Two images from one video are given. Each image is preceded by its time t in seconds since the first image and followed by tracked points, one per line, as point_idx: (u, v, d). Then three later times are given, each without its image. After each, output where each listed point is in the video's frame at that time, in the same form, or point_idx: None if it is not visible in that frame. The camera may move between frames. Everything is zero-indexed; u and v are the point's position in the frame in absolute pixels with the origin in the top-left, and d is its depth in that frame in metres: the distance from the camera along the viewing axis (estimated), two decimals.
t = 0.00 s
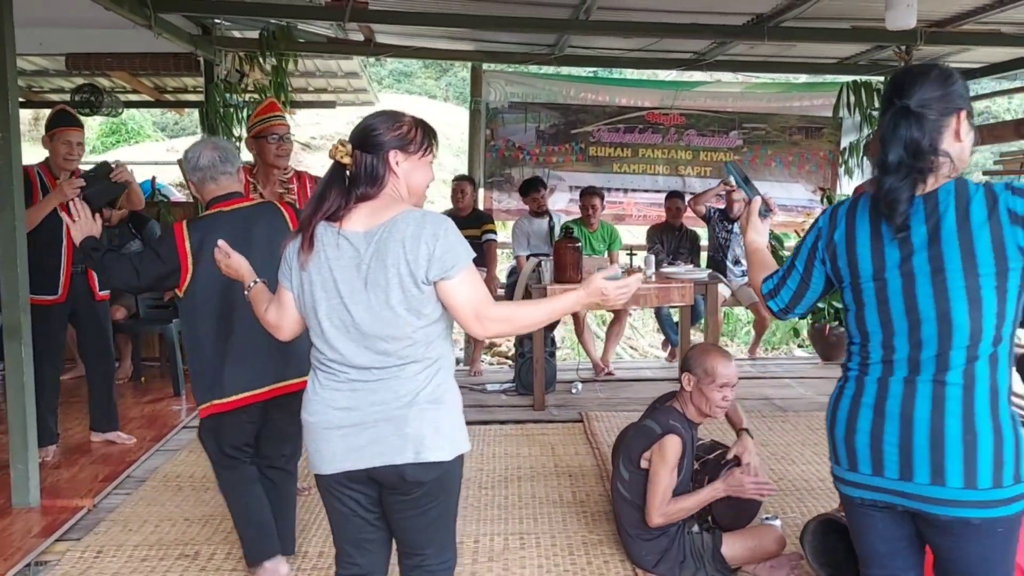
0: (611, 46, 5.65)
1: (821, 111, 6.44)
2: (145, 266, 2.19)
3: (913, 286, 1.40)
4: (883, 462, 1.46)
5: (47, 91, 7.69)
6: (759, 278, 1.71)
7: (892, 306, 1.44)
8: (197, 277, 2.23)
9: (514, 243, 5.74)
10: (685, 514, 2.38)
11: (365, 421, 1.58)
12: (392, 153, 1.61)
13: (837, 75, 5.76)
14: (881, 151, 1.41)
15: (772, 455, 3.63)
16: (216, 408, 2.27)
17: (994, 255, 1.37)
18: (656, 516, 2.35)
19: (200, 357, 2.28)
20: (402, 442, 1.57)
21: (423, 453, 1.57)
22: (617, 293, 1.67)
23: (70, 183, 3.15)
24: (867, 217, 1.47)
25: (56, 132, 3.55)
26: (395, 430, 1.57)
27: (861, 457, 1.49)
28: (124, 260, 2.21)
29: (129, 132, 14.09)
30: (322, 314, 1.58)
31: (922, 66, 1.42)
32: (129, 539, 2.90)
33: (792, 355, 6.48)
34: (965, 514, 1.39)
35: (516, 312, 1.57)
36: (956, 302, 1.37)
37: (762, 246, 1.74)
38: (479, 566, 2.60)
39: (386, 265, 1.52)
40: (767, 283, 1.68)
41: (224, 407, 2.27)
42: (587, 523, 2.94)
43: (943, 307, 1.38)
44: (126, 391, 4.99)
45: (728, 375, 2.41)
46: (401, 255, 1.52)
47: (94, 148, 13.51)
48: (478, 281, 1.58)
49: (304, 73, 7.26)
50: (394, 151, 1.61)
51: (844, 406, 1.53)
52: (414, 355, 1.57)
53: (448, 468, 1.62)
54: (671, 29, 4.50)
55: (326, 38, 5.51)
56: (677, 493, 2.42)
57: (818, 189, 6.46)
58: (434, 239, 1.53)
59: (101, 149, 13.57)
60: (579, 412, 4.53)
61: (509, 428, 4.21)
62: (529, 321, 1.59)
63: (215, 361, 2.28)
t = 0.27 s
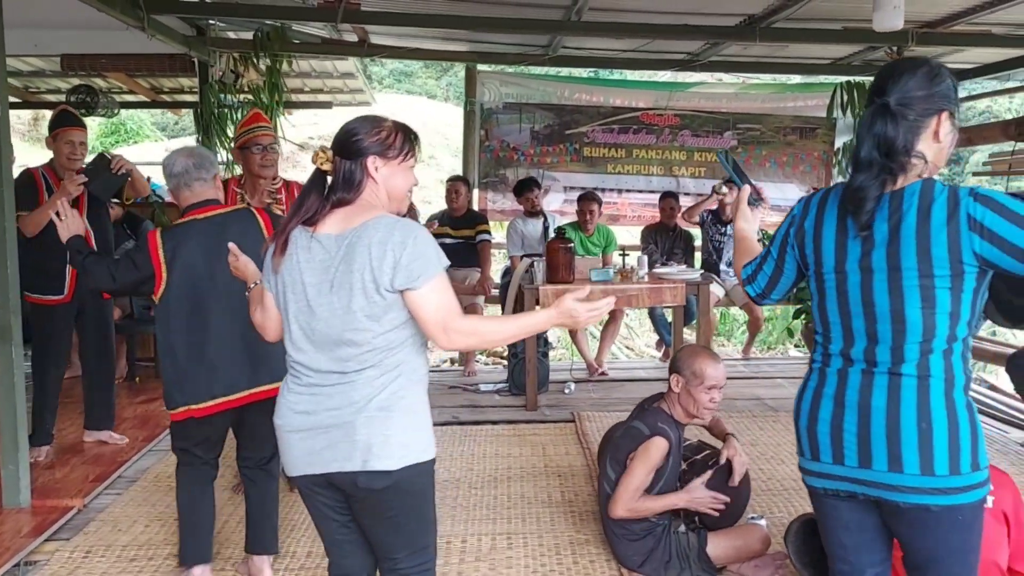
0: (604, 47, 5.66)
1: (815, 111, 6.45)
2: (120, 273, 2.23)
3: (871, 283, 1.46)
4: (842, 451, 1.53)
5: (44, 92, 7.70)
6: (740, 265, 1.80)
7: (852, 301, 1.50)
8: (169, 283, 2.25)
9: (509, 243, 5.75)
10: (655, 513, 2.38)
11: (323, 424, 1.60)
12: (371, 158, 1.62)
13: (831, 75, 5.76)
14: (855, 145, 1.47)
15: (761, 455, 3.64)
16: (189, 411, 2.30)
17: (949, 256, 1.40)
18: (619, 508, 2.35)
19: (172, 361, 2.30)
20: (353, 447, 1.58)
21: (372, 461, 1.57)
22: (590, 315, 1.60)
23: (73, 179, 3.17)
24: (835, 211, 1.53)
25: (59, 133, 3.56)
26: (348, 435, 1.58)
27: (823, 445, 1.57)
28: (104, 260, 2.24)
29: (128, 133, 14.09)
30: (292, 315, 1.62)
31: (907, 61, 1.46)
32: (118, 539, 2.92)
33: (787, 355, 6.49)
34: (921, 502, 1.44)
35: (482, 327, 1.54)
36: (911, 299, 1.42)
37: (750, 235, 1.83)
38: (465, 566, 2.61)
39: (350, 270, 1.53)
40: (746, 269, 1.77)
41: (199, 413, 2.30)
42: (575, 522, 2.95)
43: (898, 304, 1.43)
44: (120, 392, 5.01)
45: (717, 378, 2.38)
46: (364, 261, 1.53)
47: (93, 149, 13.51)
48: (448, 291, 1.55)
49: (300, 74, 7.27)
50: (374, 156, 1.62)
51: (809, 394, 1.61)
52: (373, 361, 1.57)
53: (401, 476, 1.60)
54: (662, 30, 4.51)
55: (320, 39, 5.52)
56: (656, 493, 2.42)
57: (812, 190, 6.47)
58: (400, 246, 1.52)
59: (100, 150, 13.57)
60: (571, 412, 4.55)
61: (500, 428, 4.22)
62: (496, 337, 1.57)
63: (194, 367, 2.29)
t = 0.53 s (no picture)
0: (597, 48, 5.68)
1: (808, 112, 6.47)
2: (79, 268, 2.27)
3: (840, 283, 1.49)
4: (807, 445, 1.56)
5: (40, 92, 7.71)
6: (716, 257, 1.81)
7: (820, 298, 1.53)
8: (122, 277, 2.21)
9: (503, 243, 5.76)
10: (632, 510, 2.41)
11: (295, 425, 1.63)
12: (349, 162, 1.63)
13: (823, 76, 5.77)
14: (842, 143, 1.46)
15: (749, 455, 3.65)
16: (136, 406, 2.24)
17: (917, 262, 1.43)
18: (593, 502, 2.39)
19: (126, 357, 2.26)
20: (324, 447, 1.60)
21: (343, 461, 1.59)
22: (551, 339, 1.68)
23: (62, 174, 3.17)
24: (810, 208, 1.55)
25: (55, 132, 3.57)
26: (318, 436, 1.60)
27: (787, 441, 1.60)
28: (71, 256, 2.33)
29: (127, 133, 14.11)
30: (269, 318, 1.65)
31: (900, 62, 1.46)
32: (105, 538, 2.93)
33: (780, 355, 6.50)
34: (882, 495, 1.48)
35: (445, 341, 1.56)
36: (877, 300, 1.46)
37: (724, 226, 1.84)
38: (450, 564, 2.63)
39: (322, 274, 1.56)
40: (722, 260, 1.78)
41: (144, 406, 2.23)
42: (561, 521, 2.96)
43: (865, 304, 1.47)
44: (113, 391, 5.02)
45: (698, 378, 2.39)
46: (335, 265, 1.55)
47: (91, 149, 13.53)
48: (413, 299, 1.57)
49: (296, 74, 7.28)
50: (352, 160, 1.63)
51: (775, 390, 1.64)
52: (344, 365, 1.59)
53: (375, 474, 1.61)
54: (653, 31, 4.52)
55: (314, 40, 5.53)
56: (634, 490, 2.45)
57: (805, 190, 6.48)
58: (370, 252, 1.54)
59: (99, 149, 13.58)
60: (562, 412, 4.56)
61: (491, 428, 4.23)
62: (456, 351, 1.59)
63: (140, 354, 2.24)
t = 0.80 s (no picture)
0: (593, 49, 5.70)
1: (804, 113, 6.49)
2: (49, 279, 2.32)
3: (813, 300, 1.52)
4: (777, 461, 1.58)
5: (40, 92, 7.75)
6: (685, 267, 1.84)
7: (794, 312, 1.55)
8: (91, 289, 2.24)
9: (500, 244, 5.78)
10: (625, 509, 2.42)
11: (280, 420, 1.66)
12: (335, 161, 1.66)
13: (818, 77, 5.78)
14: (827, 167, 1.45)
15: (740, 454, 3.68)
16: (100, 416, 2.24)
17: (891, 285, 1.47)
18: (589, 503, 2.39)
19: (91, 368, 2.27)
20: (307, 439, 1.62)
21: (325, 451, 1.60)
22: (537, 323, 1.72)
23: (61, 180, 3.20)
24: (788, 225, 1.57)
25: (50, 133, 3.60)
26: (301, 429, 1.62)
27: (759, 454, 1.62)
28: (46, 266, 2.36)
29: (129, 133, 14.16)
30: (257, 313, 1.69)
31: (886, 87, 1.45)
32: (98, 537, 2.96)
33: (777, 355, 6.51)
34: (853, 508, 1.52)
35: (429, 333, 1.60)
36: (850, 320, 1.49)
37: (693, 231, 1.82)
38: (439, 563, 2.65)
39: (305, 272, 1.59)
40: (694, 268, 1.80)
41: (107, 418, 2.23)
42: (551, 520, 2.99)
43: (838, 323, 1.50)
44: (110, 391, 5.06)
45: (684, 375, 2.42)
46: (317, 263, 1.58)
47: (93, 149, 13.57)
48: (397, 294, 1.59)
49: (294, 75, 7.31)
50: (338, 158, 1.66)
51: (747, 402, 1.67)
52: (328, 360, 1.62)
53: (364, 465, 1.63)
54: (646, 33, 4.54)
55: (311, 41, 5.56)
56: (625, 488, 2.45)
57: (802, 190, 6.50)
58: (350, 250, 1.56)
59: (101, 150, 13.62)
60: (557, 411, 4.59)
61: (486, 427, 4.26)
62: (443, 342, 1.63)
63: (105, 365, 2.25)
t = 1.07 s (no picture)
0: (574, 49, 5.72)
1: (784, 113, 6.54)
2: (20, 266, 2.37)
3: (794, 283, 1.53)
4: (761, 440, 1.58)
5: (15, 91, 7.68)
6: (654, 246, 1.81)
7: (771, 296, 1.56)
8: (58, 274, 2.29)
9: (483, 243, 5.79)
10: (600, 508, 2.44)
11: (267, 424, 1.65)
12: (313, 167, 1.65)
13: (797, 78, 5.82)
14: (814, 154, 1.46)
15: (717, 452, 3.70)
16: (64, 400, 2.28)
17: (869, 268, 1.51)
18: (566, 502, 2.40)
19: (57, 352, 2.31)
20: (299, 445, 1.62)
21: (317, 458, 1.61)
22: (513, 350, 1.73)
23: (35, 181, 3.19)
24: (765, 211, 1.57)
25: (13, 132, 3.59)
26: (291, 435, 1.63)
27: (740, 436, 1.61)
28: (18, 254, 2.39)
29: (111, 132, 14.06)
30: (238, 316, 1.69)
31: (861, 76, 1.51)
32: (70, 540, 2.95)
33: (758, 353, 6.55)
34: (834, 482, 1.55)
35: (401, 345, 1.60)
36: (828, 301, 1.52)
37: (648, 219, 1.82)
38: (414, 562, 2.66)
39: (288, 274, 1.59)
40: (660, 251, 1.78)
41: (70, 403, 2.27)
42: (526, 519, 3.00)
43: (818, 304, 1.52)
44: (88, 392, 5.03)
45: (652, 372, 2.44)
46: (301, 265, 1.58)
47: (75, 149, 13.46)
48: (377, 301, 1.61)
49: (275, 74, 7.29)
50: (315, 164, 1.65)
51: (723, 385, 1.66)
52: (315, 364, 1.62)
53: (351, 470, 1.64)
54: (625, 34, 4.57)
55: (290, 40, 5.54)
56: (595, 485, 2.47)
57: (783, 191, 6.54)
58: (334, 252, 1.57)
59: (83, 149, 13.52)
60: (537, 410, 4.60)
61: (466, 427, 4.27)
62: (418, 357, 1.65)
63: (72, 350, 2.29)
